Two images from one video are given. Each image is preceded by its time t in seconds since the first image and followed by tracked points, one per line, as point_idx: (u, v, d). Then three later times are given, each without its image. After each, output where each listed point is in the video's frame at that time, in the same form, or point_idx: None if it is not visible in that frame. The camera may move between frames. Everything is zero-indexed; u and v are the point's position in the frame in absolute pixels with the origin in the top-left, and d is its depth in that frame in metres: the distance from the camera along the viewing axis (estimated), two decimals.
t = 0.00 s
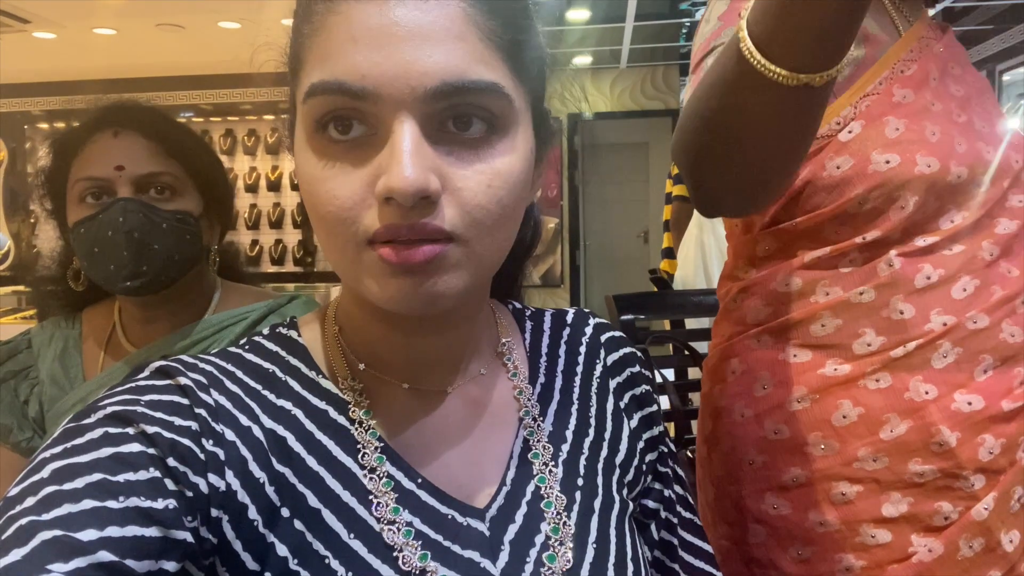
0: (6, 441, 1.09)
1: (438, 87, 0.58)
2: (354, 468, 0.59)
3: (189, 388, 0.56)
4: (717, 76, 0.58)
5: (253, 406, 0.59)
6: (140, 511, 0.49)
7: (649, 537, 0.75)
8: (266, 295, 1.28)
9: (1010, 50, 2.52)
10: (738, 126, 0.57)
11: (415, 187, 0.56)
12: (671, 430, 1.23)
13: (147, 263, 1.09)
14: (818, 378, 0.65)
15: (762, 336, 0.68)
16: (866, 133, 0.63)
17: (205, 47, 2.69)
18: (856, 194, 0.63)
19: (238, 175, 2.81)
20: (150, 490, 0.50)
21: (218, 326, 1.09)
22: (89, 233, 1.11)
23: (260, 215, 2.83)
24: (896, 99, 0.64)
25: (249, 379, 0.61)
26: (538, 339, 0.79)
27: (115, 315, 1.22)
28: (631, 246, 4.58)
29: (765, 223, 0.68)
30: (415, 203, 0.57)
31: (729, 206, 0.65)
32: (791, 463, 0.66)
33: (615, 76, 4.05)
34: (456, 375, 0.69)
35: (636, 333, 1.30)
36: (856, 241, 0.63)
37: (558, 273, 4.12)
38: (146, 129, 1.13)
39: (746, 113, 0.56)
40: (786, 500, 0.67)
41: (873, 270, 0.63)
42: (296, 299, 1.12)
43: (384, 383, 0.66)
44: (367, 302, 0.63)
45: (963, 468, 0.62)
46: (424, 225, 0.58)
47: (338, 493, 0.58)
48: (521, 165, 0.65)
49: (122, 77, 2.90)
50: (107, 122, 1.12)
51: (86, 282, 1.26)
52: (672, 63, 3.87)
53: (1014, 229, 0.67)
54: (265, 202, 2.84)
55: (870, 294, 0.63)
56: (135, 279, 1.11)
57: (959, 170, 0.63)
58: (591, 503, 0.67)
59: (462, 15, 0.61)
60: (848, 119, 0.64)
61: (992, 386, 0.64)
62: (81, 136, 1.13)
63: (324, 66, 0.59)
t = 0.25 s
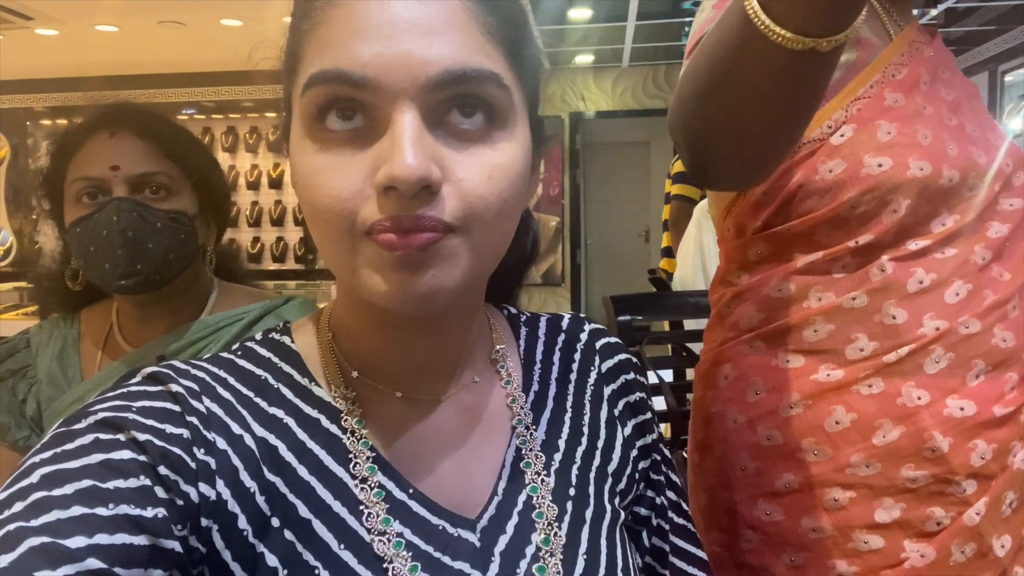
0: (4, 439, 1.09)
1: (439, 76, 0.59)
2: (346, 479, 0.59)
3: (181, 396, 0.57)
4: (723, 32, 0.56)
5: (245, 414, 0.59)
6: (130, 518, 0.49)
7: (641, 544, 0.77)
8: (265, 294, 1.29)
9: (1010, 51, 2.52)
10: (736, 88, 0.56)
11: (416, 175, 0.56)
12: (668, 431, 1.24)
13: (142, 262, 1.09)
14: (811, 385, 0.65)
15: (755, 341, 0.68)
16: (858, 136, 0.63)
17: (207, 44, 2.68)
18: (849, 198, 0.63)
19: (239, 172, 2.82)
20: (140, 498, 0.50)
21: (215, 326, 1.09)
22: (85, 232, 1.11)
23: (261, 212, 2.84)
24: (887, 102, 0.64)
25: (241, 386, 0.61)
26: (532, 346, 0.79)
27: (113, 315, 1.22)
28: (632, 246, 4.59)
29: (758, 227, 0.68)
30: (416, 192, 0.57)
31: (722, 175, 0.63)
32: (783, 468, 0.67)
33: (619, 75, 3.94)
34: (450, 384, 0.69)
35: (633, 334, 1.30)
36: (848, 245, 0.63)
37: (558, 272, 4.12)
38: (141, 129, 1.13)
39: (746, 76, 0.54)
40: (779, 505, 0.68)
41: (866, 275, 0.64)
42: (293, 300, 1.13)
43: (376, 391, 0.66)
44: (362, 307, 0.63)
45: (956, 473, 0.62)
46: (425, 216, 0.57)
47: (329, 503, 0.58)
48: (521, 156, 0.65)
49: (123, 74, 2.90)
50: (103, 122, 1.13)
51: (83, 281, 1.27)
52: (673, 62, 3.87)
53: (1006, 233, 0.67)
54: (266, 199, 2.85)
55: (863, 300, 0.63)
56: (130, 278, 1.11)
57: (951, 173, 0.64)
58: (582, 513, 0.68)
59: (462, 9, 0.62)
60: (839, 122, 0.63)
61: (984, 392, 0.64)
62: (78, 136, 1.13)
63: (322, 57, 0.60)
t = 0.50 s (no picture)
0: (2, 441, 1.10)
1: (442, 69, 0.60)
2: (341, 491, 0.59)
3: (175, 409, 0.57)
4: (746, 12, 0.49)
5: (239, 426, 0.59)
6: (123, 535, 0.49)
7: (635, 550, 0.77)
8: (264, 296, 1.29)
9: (1009, 55, 2.52)
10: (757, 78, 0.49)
11: (419, 162, 0.56)
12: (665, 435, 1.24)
13: (140, 264, 1.09)
14: (811, 395, 0.65)
15: (752, 350, 0.69)
16: (858, 144, 0.63)
17: (208, 44, 2.68)
18: (850, 207, 0.63)
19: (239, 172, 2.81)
20: (133, 514, 0.50)
21: (212, 329, 1.09)
22: (83, 234, 1.11)
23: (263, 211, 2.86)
24: (887, 110, 0.64)
25: (234, 397, 0.61)
26: (527, 354, 0.79)
27: (111, 318, 1.22)
28: (631, 247, 4.60)
29: (756, 235, 0.68)
30: (418, 179, 0.57)
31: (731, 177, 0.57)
32: (781, 479, 0.67)
33: (619, 76, 3.95)
34: (444, 393, 0.69)
35: (631, 337, 1.30)
36: (848, 254, 0.63)
37: (558, 273, 4.12)
38: (141, 132, 1.13)
39: (769, 65, 0.48)
40: (776, 516, 0.68)
41: (865, 285, 0.63)
42: (291, 303, 1.13)
43: (370, 401, 0.66)
44: (357, 314, 0.63)
45: (954, 485, 0.62)
46: (426, 204, 0.57)
47: (323, 514, 0.58)
48: (521, 153, 0.65)
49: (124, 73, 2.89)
50: (103, 126, 1.13)
51: (82, 283, 1.27)
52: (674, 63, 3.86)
53: (1004, 242, 0.67)
54: (268, 198, 2.85)
55: (862, 309, 0.63)
56: (127, 279, 1.10)
57: (951, 182, 0.64)
58: (578, 523, 0.68)
59: (463, 7, 0.63)
60: (839, 129, 0.64)
61: (983, 403, 0.64)
62: (78, 140, 1.14)
63: (324, 51, 0.61)
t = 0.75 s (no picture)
0: (6, 435, 1.09)
1: (447, 59, 0.60)
2: (345, 484, 0.59)
3: (180, 402, 0.57)
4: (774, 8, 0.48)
5: (244, 419, 0.59)
6: (129, 528, 0.49)
7: (638, 544, 0.77)
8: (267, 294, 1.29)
9: (1011, 57, 2.52)
10: (775, 75, 0.48)
11: (426, 148, 0.56)
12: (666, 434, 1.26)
13: (146, 260, 1.09)
14: (818, 396, 0.65)
15: (758, 350, 0.69)
16: (866, 145, 0.63)
17: (210, 41, 2.67)
18: (857, 209, 0.63)
19: (241, 170, 2.81)
20: (139, 508, 0.50)
21: (216, 325, 1.09)
22: (89, 230, 1.11)
23: (264, 210, 2.84)
24: (894, 110, 0.64)
25: (239, 391, 0.61)
26: (530, 349, 0.79)
27: (114, 315, 1.22)
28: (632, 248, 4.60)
29: (761, 235, 0.67)
30: (425, 166, 0.57)
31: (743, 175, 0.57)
32: (787, 481, 0.67)
33: (621, 77, 3.95)
34: (447, 386, 0.69)
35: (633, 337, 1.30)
36: (856, 256, 0.63)
37: (559, 273, 4.12)
38: (147, 128, 1.13)
39: (788, 63, 0.47)
40: (781, 518, 0.68)
41: (873, 285, 0.64)
42: (295, 299, 1.13)
43: (374, 395, 0.66)
44: (360, 307, 0.63)
45: (962, 487, 0.62)
46: (432, 191, 0.57)
47: (328, 507, 0.58)
48: (524, 144, 0.65)
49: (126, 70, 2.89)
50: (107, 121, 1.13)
51: (87, 279, 1.27)
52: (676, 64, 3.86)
53: (1010, 243, 0.67)
54: (268, 197, 2.85)
55: (870, 311, 0.63)
56: (134, 275, 1.10)
57: (959, 185, 0.64)
58: (581, 517, 0.67)
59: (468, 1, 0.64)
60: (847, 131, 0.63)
61: (991, 405, 0.64)
62: (82, 135, 1.14)
63: (330, 43, 0.61)
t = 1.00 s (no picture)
0: (12, 435, 1.09)
1: (446, 63, 0.60)
2: (350, 485, 0.59)
3: (186, 403, 0.57)
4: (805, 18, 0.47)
5: (250, 421, 0.59)
6: (136, 529, 0.49)
7: (642, 545, 0.78)
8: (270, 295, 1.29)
9: (1013, 60, 2.52)
10: (794, 86, 0.47)
11: (426, 152, 0.56)
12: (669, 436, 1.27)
13: (154, 261, 1.09)
14: (822, 403, 0.65)
15: (762, 356, 0.69)
16: (872, 154, 0.63)
17: (212, 41, 2.67)
18: (863, 219, 0.63)
19: (242, 170, 2.81)
20: (147, 508, 0.50)
21: (227, 322, 1.10)
22: (97, 231, 1.11)
23: (264, 209, 2.83)
24: (900, 118, 0.64)
25: (245, 392, 0.62)
26: (534, 350, 0.80)
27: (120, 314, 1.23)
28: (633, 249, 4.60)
29: (765, 243, 0.68)
30: (424, 171, 0.57)
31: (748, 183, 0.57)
32: (791, 487, 0.67)
33: (623, 78, 3.94)
34: (448, 389, 0.70)
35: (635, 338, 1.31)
36: (861, 265, 0.64)
37: (559, 274, 4.12)
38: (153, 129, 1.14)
39: (796, 98, 0.48)
40: (785, 525, 0.68)
41: (879, 293, 0.63)
42: (300, 299, 1.13)
43: (380, 395, 0.67)
44: (364, 309, 0.63)
45: (968, 495, 0.62)
46: (431, 195, 0.57)
47: (333, 509, 0.58)
48: (524, 148, 0.65)
49: (128, 70, 2.88)
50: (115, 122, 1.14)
51: (93, 278, 1.27)
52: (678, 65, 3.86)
53: (1016, 251, 0.67)
54: (269, 197, 2.84)
55: (875, 319, 0.63)
56: (141, 276, 1.10)
57: (966, 194, 0.64)
58: (584, 518, 0.68)
59: (466, 5, 0.64)
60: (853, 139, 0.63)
61: (997, 413, 0.64)
62: (90, 136, 1.14)
63: (330, 48, 0.61)
